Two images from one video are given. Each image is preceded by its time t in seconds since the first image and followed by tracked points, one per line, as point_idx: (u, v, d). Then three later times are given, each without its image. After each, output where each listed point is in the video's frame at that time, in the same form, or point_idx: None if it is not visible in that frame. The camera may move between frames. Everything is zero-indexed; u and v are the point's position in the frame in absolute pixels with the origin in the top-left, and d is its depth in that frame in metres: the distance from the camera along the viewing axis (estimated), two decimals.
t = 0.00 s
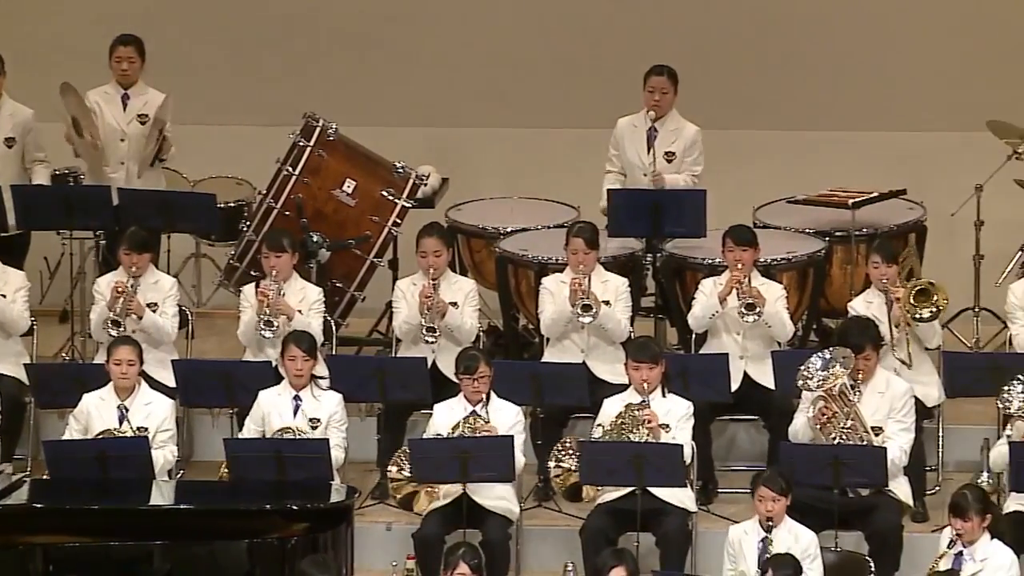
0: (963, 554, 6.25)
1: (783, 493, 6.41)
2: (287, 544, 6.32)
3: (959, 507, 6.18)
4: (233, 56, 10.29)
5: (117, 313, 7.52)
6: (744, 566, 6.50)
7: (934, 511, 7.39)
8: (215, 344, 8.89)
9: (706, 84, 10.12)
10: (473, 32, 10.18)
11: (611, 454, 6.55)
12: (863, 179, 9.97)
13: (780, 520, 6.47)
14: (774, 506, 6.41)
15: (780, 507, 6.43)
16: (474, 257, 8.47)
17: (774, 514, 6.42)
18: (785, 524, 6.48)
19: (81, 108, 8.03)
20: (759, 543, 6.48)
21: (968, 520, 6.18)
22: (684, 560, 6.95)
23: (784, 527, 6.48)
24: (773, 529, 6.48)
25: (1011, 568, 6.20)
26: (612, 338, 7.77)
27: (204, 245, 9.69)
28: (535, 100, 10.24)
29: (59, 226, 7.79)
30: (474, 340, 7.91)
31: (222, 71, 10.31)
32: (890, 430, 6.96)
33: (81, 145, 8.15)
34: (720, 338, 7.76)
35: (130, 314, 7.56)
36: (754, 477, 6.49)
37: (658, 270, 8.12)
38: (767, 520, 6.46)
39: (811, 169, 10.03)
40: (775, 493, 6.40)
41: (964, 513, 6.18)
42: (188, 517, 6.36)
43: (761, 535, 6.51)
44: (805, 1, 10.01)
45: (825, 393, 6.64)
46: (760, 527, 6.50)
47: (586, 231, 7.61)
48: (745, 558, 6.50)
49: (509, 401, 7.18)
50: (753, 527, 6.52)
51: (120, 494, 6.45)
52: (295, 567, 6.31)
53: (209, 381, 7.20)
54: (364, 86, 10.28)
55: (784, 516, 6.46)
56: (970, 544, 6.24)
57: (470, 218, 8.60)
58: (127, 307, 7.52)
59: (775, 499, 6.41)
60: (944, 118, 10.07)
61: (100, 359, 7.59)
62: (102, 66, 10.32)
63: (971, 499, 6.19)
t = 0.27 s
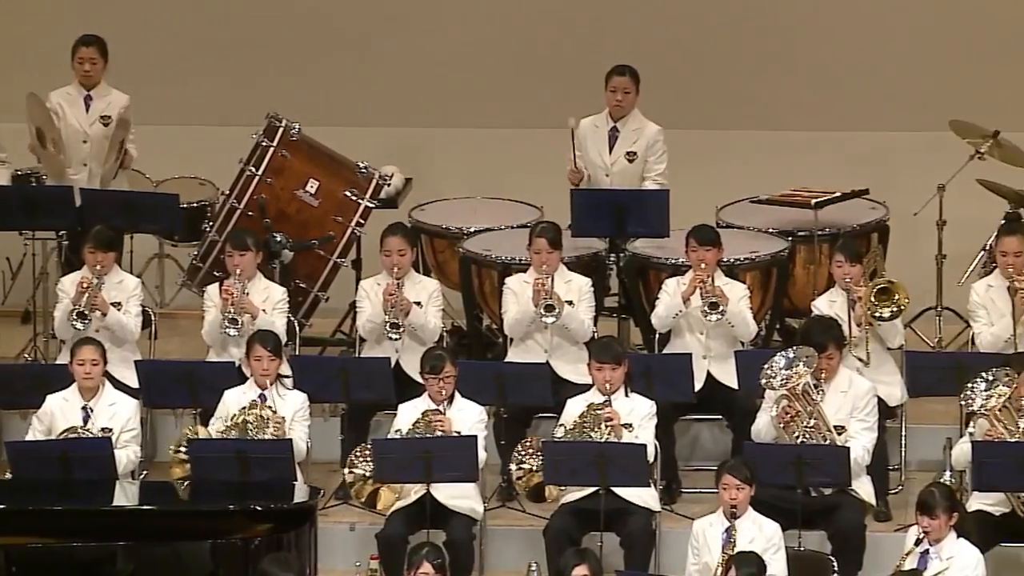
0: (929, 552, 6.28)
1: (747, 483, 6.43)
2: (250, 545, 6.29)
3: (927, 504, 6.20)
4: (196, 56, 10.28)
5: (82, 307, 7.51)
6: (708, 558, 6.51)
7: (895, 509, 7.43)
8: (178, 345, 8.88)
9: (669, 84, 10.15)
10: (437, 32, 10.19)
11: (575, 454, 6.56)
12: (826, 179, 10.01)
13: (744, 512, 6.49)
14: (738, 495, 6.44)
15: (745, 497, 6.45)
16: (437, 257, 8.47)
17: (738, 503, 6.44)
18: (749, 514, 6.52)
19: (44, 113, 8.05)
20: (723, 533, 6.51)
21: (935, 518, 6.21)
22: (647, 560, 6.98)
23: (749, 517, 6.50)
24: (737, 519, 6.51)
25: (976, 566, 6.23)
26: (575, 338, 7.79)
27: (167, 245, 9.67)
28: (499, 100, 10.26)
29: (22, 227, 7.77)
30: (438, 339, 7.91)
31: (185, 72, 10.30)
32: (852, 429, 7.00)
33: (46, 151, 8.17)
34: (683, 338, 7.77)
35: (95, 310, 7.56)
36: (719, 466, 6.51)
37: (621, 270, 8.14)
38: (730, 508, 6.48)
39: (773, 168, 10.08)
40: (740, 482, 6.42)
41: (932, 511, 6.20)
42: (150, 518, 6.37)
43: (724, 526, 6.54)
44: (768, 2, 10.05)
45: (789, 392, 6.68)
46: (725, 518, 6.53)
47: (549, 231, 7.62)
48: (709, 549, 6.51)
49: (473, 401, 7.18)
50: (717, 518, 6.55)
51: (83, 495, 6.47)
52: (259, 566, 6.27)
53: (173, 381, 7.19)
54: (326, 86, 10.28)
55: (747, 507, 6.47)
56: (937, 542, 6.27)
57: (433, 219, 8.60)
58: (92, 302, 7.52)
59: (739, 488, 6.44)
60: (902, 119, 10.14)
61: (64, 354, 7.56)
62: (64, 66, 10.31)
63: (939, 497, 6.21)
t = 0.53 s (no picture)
0: (892, 551, 6.32)
1: (710, 479, 6.45)
2: (213, 545, 6.28)
3: (891, 503, 6.23)
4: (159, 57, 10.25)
5: (47, 311, 7.50)
6: (670, 555, 6.53)
7: (857, 508, 7.48)
8: (141, 345, 8.87)
9: (632, 86, 10.17)
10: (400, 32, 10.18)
11: (537, 453, 6.58)
12: (788, 180, 10.06)
13: (706, 508, 6.52)
14: (700, 492, 6.46)
15: (706, 494, 6.47)
16: (401, 257, 8.47)
17: (700, 501, 6.46)
18: (710, 510, 6.54)
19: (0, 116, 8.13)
20: (685, 528, 6.54)
21: (899, 516, 6.24)
22: (610, 560, 7.00)
23: (711, 513, 6.52)
24: (698, 519, 6.53)
25: (940, 565, 6.27)
26: (538, 338, 7.80)
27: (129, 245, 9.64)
28: (463, 100, 10.27)
29: None
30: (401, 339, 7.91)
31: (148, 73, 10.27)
32: (815, 430, 7.03)
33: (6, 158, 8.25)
34: (647, 338, 7.79)
35: (59, 313, 7.55)
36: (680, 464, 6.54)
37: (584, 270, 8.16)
38: (692, 506, 6.50)
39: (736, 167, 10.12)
40: (702, 478, 6.45)
41: (895, 509, 6.24)
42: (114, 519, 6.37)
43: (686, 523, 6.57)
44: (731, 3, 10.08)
45: (752, 394, 6.70)
46: (687, 514, 6.56)
47: (512, 231, 7.64)
48: (671, 546, 6.53)
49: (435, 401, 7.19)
50: (678, 515, 6.58)
51: (48, 496, 6.48)
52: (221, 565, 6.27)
53: (136, 382, 7.17)
54: (290, 86, 10.27)
55: (709, 503, 6.51)
56: (900, 541, 6.30)
57: (396, 219, 8.61)
58: (57, 305, 7.51)
59: (701, 485, 6.46)
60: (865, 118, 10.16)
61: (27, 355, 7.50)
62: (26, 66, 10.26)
63: (903, 495, 6.25)
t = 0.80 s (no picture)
0: (856, 550, 6.35)
1: (671, 479, 6.50)
2: (178, 545, 6.40)
3: (854, 501, 6.27)
4: (121, 56, 10.22)
5: (9, 312, 7.46)
6: (633, 553, 6.56)
7: (821, 507, 7.52)
8: (105, 345, 8.85)
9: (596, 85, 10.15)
10: (365, 32, 10.17)
11: (502, 453, 6.60)
12: (752, 180, 10.09)
13: (668, 507, 6.55)
14: (661, 492, 6.49)
15: (668, 493, 6.51)
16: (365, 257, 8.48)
17: (661, 500, 6.50)
18: (672, 509, 6.57)
19: None
20: (647, 528, 6.56)
21: (862, 514, 6.28)
22: (575, 559, 7.02)
23: (672, 513, 6.55)
24: (660, 519, 6.56)
25: (903, 562, 6.31)
26: (502, 338, 7.82)
27: (93, 246, 9.61)
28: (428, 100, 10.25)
29: None
30: (366, 339, 7.91)
31: (109, 72, 10.24)
32: (780, 430, 7.06)
33: None
34: (611, 338, 7.81)
35: (22, 313, 7.52)
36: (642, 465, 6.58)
37: (548, 270, 8.17)
38: (654, 506, 6.53)
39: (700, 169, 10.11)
40: (663, 479, 6.49)
41: (859, 507, 6.28)
42: (79, 519, 6.35)
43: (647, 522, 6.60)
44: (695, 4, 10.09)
45: (718, 395, 6.73)
46: (648, 514, 6.59)
47: (476, 231, 7.65)
48: (634, 545, 6.56)
49: (400, 401, 7.19)
50: (640, 514, 6.61)
51: (10, 497, 6.44)
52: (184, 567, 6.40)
53: (100, 382, 7.15)
54: (254, 86, 10.25)
55: (671, 503, 6.54)
56: (863, 539, 6.33)
57: (360, 219, 8.61)
58: (20, 306, 7.48)
59: (663, 486, 6.49)
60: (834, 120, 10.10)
61: None
62: None
63: (866, 493, 6.30)
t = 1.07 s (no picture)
0: (820, 550, 6.38)
1: (634, 479, 6.51)
2: (143, 545, 6.51)
3: (817, 500, 6.30)
4: (86, 56, 10.20)
5: None
6: (598, 553, 6.57)
7: (788, 508, 7.55)
8: (71, 345, 8.83)
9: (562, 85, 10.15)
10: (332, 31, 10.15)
11: (468, 453, 6.60)
12: (719, 181, 10.11)
13: (632, 506, 6.57)
14: (624, 492, 6.52)
15: (631, 493, 6.54)
16: (332, 257, 8.47)
17: (625, 500, 6.53)
18: (637, 509, 6.58)
19: None
20: (613, 528, 6.58)
21: (826, 513, 6.30)
22: (542, 560, 7.02)
23: (636, 512, 6.57)
24: (625, 519, 6.58)
25: (868, 561, 6.33)
26: (469, 338, 7.83)
27: (58, 246, 9.58)
28: (396, 99, 10.25)
29: None
30: (332, 340, 7.91)
31: (75, 72, 10.23)
32: (746, 430, 7.08)
33: None
34: (577, 338, 7.83)
35: None
36: (606, 464, 6.60)
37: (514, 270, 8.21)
38: (617, 506, 6.56)
39: (665, 169, 10.15)
40: (626, 479, 6.51)
41: (822, 507, 6.30)
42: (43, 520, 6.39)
43: (613, 522, 6.62)
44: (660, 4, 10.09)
45: (684, 396, 6.74)
46: (613, 513, 6.62)
47: (443, 232, 7.64)
48: (599, 545, 6.57)
49: (367, 401, 7.18)
50: (606, 513, 6.63)
51: None
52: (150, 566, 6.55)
53: (66, 382, 7.11)
54: (219, 87, 10.24)
55: (634, 502, 6.56)
56: (828, 538, 6.37)
57: (326, 219, 8.61)
58: None
59: (627, 486, 6.52)
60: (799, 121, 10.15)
61: None
62: None
63: (830, 492, 6.32)
